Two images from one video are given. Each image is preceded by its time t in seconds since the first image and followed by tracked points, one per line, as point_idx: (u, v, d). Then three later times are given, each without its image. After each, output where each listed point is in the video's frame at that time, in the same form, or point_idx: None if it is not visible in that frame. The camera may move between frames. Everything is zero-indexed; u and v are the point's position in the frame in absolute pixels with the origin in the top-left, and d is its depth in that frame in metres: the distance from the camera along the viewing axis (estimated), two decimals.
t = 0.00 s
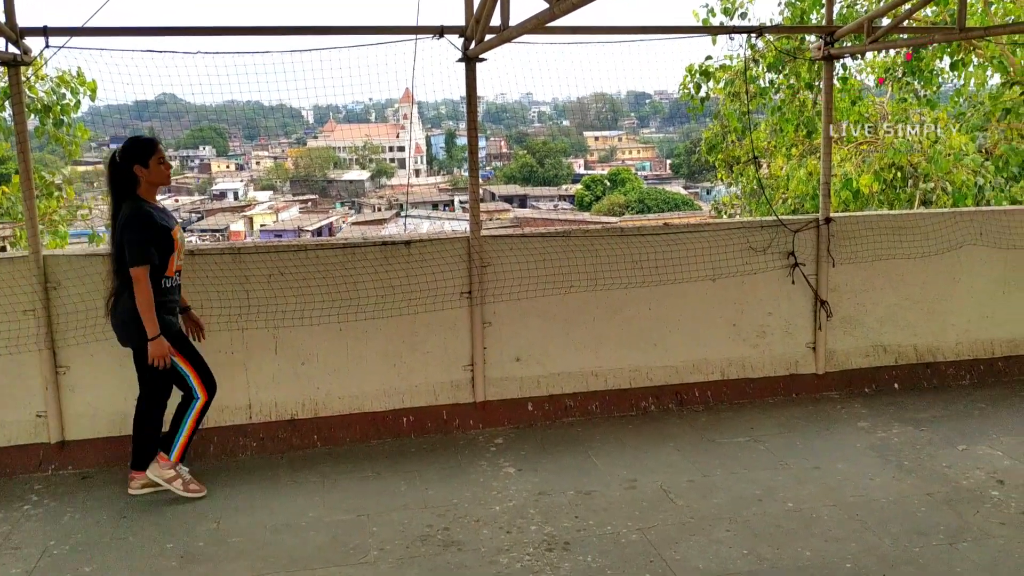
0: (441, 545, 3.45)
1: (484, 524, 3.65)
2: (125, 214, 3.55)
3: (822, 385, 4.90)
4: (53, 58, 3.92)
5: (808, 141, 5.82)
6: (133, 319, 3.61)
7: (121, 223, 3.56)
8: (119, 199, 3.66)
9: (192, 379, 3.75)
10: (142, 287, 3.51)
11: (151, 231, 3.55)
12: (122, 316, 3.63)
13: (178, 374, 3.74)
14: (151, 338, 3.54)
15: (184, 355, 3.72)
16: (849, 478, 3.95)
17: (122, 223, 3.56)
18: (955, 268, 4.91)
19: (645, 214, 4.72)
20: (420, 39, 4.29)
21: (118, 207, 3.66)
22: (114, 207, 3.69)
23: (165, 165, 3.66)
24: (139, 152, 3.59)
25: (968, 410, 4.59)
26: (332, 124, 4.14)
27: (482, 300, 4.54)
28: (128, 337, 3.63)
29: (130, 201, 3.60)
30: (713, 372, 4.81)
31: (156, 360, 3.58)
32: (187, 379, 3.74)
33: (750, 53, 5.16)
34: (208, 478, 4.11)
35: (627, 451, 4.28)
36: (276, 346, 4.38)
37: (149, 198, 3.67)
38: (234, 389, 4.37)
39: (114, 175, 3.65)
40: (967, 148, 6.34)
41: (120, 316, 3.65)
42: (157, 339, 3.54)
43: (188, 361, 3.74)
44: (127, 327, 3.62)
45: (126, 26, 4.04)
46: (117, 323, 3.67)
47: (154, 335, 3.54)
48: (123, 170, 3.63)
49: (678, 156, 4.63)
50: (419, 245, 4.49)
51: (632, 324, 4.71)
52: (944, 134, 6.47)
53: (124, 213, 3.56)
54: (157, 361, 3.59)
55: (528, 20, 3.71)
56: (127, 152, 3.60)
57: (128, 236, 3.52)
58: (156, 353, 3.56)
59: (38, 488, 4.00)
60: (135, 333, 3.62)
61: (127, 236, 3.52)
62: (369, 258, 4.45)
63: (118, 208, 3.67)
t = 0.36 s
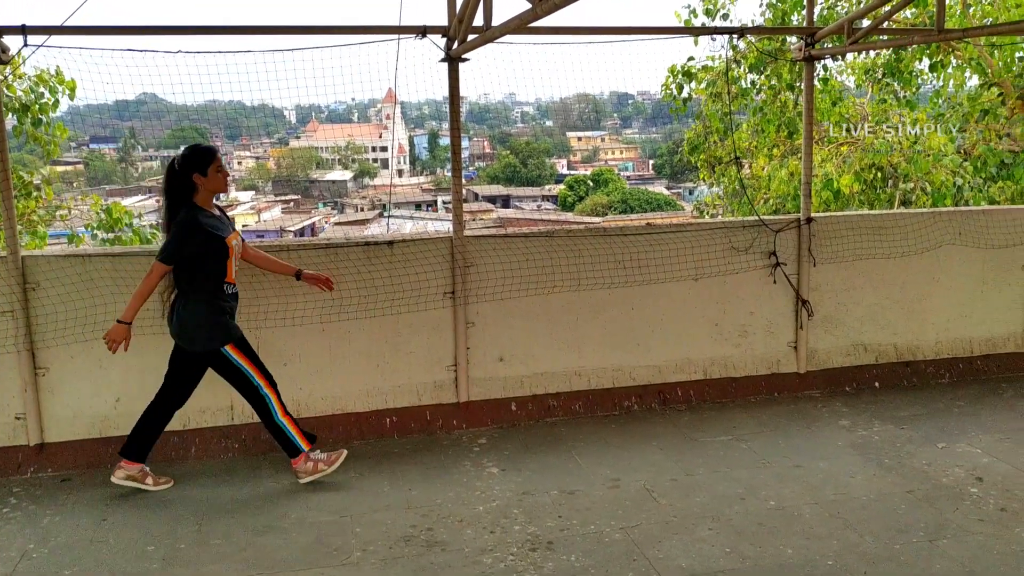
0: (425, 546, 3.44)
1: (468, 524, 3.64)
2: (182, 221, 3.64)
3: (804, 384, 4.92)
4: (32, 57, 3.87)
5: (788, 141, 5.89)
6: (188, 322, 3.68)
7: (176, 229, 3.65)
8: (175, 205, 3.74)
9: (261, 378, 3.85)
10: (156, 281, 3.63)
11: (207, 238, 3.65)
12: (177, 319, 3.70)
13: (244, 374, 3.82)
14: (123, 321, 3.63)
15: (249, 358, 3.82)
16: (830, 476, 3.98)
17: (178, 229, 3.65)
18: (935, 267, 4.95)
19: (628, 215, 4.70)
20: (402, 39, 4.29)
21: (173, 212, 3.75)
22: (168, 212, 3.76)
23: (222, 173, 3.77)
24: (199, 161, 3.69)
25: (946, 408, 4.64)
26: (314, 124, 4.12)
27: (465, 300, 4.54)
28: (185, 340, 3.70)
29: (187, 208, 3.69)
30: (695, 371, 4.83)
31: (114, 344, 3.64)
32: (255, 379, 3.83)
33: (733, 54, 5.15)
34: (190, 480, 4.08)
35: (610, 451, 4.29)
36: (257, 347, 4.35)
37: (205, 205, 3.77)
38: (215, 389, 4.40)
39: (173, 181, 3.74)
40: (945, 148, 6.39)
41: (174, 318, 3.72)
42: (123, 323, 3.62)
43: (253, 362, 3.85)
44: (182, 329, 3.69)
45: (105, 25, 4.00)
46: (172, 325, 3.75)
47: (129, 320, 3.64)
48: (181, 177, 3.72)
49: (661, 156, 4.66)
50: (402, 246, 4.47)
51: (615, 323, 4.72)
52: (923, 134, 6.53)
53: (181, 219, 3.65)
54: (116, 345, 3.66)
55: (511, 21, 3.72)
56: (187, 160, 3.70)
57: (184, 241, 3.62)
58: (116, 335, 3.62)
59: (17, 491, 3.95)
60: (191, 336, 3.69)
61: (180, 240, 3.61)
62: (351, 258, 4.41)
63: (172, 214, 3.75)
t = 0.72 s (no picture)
0: (407, 547, 3.43)
1: (450, 525, 3.63)
2: (242, 213, 3.65)
3: (784, 383, 4.95)
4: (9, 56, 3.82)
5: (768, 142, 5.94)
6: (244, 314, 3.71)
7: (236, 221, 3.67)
8: (235, 196, 3.75)
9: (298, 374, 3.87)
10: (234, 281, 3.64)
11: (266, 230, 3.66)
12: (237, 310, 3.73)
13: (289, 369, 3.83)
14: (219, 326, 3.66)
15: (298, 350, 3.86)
16: (811, 474, 4.00)
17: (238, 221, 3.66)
18: (913, 267, 5.00)
19: (610, 215, 4.71)
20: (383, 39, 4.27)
21: (233, 204, 3.76)
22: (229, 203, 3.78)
23: (280, 164, 3.77)
24: (257, 152, 3.69)
25: (925, 407, 4.68)
26: (295, 124, 4.11)
27: (447, 301, 4.53)
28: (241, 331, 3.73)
29: (246, 200, 3.70)
30: (677, 371, 4.85)
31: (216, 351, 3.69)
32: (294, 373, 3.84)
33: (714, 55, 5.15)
34: (170, 482, 4.04)
35: (593, 451, 4.30)
36: (238, 349, 4.34)
37: (263, 196, 3.77)
38: (195, 392, 4.33)
39: (232, 173, 3.74)
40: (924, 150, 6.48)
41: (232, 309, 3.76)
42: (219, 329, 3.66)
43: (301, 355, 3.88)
44: (241, 320, 3.72)
45: (81, 23, 3.95)
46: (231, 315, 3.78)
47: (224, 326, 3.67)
48: (240, 170, 3.73)
49: (642, 157, 4.64)
50: (383, 246, 4.46)
51: (598, 324, 4.73)
52: (901, 135, 6.60)
53: (241, 210, 3.66)
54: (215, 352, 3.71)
55: (493, 21, 3.71)
56: (245, 151, 3.70)
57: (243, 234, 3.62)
58: (214, 341, 3.66)
59: None
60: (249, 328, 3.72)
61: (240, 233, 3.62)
62: (332, 259, 4.38)
63: (232, 205, 3.76)
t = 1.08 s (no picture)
0: (386, 549, 3.42)
1: (429, 527, 3.63)
2: (305, 205, 3.73)
3: (762, 383, 4.98)
4: None
5: (748, 144, 5.97)
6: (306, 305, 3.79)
7: (297, 212, 3.74)
8: (285, 191, 3.82)
9: (301, 379, 3.89)
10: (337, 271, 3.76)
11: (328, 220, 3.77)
12: (296, 301, 3.78)
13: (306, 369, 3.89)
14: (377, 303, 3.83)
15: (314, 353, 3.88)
16: (789, 474, 4.03)
17: (299, 213, 3.74)
18: (890, 267, 5.04)
19: (591, 216, 4.71)
20: (362, 40, 4.26)
21: (283, 198, 3.82)
22: (276, 199, 3.83)
23: (329, 160, 3.89)
24: (311, 146, 3.81)
25: (901, 406, 4.73)
26: (275, 125, 4.10)
27: (427, 302, 4.50)
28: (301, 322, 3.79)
29: (302, 193, 3.79)
30: (656, 371, 4.86)
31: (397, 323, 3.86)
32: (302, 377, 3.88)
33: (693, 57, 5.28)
34: (147, 485, 4.01)
35: (573, 451, 4.30)
36: (216, 351, 4.31)
37: (313, 190, 3.88)
38: (172, 395, 4.28)
39: (281, 167, 3.82)
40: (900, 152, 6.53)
41: (286, 302, 3.80)
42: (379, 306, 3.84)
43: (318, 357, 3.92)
44: (301, 311, 3.79)
45: (55, 22, 3.90)
46: (282, 308, 3.81)
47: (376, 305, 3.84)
48: (291, 164, 3.82)
49: (623, 158, 4.68)
50: (361, 248, 4.44)
51: (579, 324, 4.74)
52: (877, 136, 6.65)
53: (302, 202, 3.74)
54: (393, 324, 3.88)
55: (472, 22, 3.71)
56: (297, 146, 3.80)
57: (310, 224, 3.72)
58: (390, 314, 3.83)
59: None
60: (311, 317, 3.80)
61: (307, 224, 3.71)
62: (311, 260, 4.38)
63: (283, 200, 3.82)
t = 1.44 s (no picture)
0: (362, 553, 3.40)
1: (406, 530, 3.61)
2: (363, 212, 3.79)
3: (737, 384, 5.00)
4: None
5: (723, 146, 6.01)
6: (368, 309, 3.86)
7: (356, 221, 3.79)
8: (335, 200, 3.84)
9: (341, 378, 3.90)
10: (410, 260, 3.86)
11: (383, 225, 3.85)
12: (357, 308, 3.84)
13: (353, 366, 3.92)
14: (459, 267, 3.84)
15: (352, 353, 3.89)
16: (763, 474, 4.05)
17: (358, 222, 3.79)
18: (863, 269, 5.09)
19: (568, 218, 4.72)
20: (338, 42, 4.25)
21: (332, 207, 3.85)
22: (327, 208, 3.84)
23: (377, 167, 3.92)
24: (360, 155, 3.85)
25: (875, 407, 4.77)
26: (251, 127, 4.07)
27: (402, 305, 4.48)
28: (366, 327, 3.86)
29: (357, 201, 3.84)
30: (632, 373, 4.87)
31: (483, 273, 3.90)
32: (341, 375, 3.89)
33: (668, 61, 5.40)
34: (120, 491, 3.96)
35: (549, 453, 4.30)
36: (189, 354, 4.26)
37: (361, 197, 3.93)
38: (146, 398, 4.24)
39: (331, 177, 3.85)
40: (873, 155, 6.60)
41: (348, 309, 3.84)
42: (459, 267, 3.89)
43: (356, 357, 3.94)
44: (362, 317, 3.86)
45: (25, 23, 3.85)
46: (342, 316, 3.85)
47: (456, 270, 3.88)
48: (340, 173, 3.85)
49: (600, 160, 4.68)
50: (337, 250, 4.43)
51: (556, 326, 4.74)
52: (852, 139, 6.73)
53: (360, 211, 3.79)
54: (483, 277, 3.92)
55: (447, 25, 3.72)
56: (347, 155, 3.83)
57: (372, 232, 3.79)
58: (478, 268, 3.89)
59: None
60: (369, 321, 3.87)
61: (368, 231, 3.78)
62: (287, 262, 4.37)
63: (334, 209, 3.85)
